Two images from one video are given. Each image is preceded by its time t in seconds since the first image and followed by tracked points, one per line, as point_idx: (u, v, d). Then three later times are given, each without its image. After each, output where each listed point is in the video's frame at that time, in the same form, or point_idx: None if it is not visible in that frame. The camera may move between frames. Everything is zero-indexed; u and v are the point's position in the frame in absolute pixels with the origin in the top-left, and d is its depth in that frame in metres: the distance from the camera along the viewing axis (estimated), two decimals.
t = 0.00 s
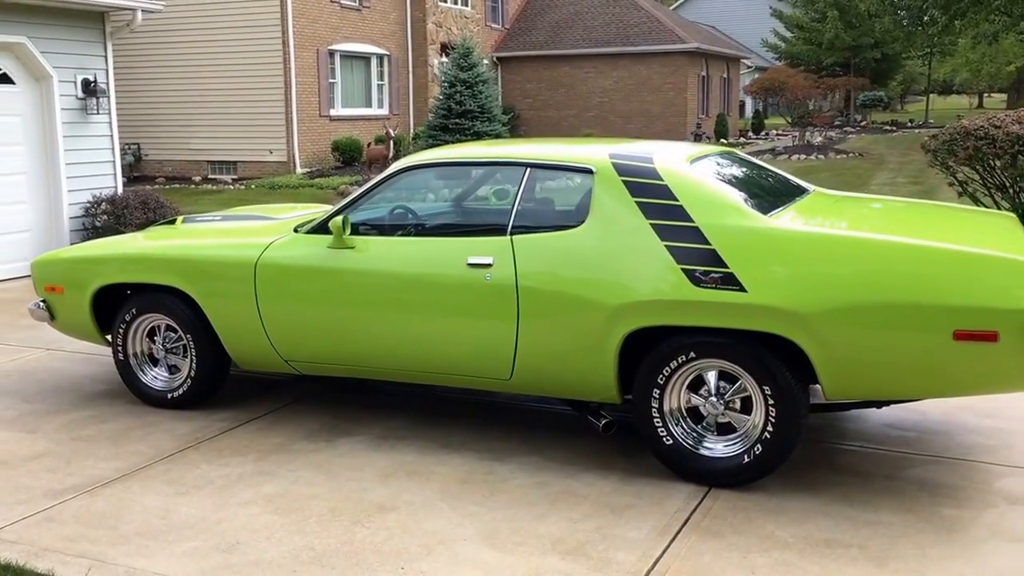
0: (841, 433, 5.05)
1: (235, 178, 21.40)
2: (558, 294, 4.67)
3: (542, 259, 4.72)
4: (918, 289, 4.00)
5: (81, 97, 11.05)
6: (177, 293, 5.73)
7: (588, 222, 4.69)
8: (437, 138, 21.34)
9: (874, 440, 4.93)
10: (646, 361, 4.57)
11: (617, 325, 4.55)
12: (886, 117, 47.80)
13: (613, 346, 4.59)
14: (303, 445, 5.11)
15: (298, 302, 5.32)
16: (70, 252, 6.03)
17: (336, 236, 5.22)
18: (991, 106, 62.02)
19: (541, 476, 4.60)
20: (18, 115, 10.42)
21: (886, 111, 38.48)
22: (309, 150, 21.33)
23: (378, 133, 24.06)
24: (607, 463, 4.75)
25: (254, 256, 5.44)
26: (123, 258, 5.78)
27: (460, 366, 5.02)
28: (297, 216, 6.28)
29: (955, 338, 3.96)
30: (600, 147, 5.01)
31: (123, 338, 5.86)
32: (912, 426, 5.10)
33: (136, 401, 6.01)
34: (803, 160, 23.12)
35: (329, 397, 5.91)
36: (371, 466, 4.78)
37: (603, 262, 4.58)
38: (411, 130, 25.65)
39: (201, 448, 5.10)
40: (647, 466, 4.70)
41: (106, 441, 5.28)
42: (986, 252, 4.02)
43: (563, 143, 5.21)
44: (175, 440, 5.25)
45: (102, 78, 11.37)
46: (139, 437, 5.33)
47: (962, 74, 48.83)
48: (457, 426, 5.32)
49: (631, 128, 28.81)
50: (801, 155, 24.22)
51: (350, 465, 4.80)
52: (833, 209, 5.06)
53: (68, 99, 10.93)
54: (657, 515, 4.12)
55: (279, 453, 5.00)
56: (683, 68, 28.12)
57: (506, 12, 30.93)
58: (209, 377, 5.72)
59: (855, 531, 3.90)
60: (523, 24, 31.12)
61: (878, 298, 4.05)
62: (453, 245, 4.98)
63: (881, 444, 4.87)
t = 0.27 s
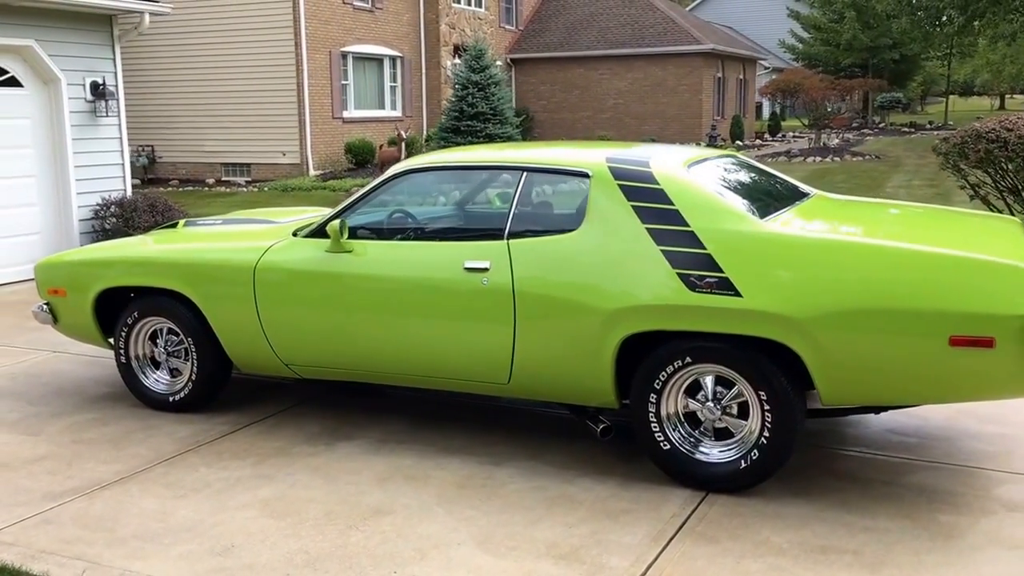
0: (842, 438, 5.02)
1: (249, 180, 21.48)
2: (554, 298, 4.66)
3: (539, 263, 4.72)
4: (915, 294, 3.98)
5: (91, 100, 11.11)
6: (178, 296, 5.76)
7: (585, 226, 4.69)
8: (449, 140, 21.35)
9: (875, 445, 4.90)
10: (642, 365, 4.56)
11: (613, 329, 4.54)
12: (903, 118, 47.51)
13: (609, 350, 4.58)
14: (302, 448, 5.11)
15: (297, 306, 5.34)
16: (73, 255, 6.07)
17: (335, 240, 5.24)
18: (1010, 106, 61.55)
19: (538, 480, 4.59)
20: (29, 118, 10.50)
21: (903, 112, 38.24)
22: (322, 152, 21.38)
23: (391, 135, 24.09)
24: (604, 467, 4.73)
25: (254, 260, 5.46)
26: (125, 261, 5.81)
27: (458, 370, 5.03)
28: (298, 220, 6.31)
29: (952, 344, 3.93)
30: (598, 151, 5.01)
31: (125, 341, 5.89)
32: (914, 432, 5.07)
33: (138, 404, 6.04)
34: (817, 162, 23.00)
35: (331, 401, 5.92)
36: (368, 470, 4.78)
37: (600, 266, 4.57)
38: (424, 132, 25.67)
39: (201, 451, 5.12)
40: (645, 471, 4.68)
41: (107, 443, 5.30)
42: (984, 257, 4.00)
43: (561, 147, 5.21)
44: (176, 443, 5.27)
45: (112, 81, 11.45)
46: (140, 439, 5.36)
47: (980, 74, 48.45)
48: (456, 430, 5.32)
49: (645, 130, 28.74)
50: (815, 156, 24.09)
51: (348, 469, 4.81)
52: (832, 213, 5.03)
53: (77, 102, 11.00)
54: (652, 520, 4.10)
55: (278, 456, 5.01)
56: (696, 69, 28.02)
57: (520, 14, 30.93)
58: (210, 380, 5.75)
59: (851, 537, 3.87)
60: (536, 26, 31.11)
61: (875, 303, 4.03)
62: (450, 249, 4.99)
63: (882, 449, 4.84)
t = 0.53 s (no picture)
0: (844, 446, 4.94)
1: (261, 181, 21.48)
2: (551, 302, 4.60)
3: (535, 266, 4.66)
4: (914, 299, 3.90)
5: (99, 101, 11.12)
6: (176, 299, 5.73)
7: (582, 229, 4.63)
8: (460, 142, 21.31)
9: (878, 453, 4.81)
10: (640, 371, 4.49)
11: (610, 334, 4.47)
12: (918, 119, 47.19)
13: (606, 355, 4.52)
14: (298, 453, 5.07)
15: (294, 309, 5.30)
16: (72, 257, 6.05)
17: (331, 242, 5.20)
18: None
19: (534, 487, 4.53)
20: (38, 119, 10.51)
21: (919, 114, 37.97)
22: (334, 153, 21.37)
23: (403, 136, 24.06)
24: (601, 475, 4.67)
25: (251, 262, 5.42)
26: (122, 262, 5.78)
27: (454, 374, 4.97)
28: (298, 221, 6.27)
29: (953, 350, 3.85)
30: (596, 153, 4.95)
31: (124, 344, 5.87)
32: (918, 440, 4.98)
33: (137, 407, 6.02)
34: (830, 164, 22.83)
35: (329, 404, 5.88)
36: (363, 475, 4.74)
37: (596, 270, 4.51)
38: (436, 133, 25.63)
39: (197, 455, 5.09)
40: (643, 478, 4.62)
41: (104, 447, 5.27)
42: (985, 261, 3.92)
43: (559, 148, 5.15)
44: (172, 447, 5.24)
45: (120, 82, 11.45)
46: (136, 443, 5.33)
47: (997, 76, 48.06)
48: (454, 435, 5.26)
49: (657, 131, 28.63)
50: (828, 158, 23.93)
51: (343, 474, 4.76)
52: (835, 215, 4.95)
53: (86, 103, 11.01)
54: (648, 529, 4.04)
55: (273, 461, 4.97)
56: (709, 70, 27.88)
57: (532, 15, 30.87)
58: (207, 384, 5.72)
59: (850, 548, 3.79)
60: (549, 27, 31.03)
61: (873, 309, 3.95)
62: (447, 252, 4.94)
63: (885, 458, 4.76)
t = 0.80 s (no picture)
0: (845, 454, 4.85)
1: (271, 182, 21.48)
2: (546, 306, 4.54)
3: (531, 270, 4.60)
4: (914, 305, 3.82)
5: (105, 101, 11.10)
6: (172, 300, 5.68)
7: (578, 232, 4.56)
8: (468, 143, 21.27)
9: (880, 461, 4.73)
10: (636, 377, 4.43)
11: (606, 339, 4.40)
12: (932, 121, 46.91)
13: (601, 360, 4.45)
14: (292, 458, 5.02)
15: (289, 312, 5.25)
16: (69, 258, 6.02)
17: (325, 245, 5.14)
18: None
19: (529, 495, 4.46)
20: (44, 119, 10.50)
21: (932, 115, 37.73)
22: (343, 154, 21.34)
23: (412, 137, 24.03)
24: (597, 482, 4.60)
25: (246, 264, 5.37)
26: (118, 264, 5.75)
27: (449, 379, 4.91)
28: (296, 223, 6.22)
29: (954, 357, 3.76)
30: (594, 154, 4.88)
31: (120, 346, 5.83)
32: (920, 448, 4.89)
33: (133, 409, 5.98)
34: (841, 166, 22.68)
35: (326, 408, 5.82)
36: (357, 481, 4.68)
37: (592, 274, 4.44)
38: (446, 134, 25.59)
39: (190, 459, 5.04)
40: (639, 486, 4.55)
41: (97, 450, 5.23)
42: (987, 266, 3.83)
43: (557, 150, 5.08)
44: (166, 450, 5.19)
45: (126, 82, 11.43)
46: (130, 447, 5.28)
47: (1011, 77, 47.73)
48: (449, 441, 5.20)
49: (668, 132, 28.52)
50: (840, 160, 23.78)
51: (336, 480, 4.71)
52: (838, 218, 4.86)
53: (91, 104, 10.99)
54: (642, 538, 3.97)
55: (267, 466, 4.92)
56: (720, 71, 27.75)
57: (543, 15, 30.80)
58: (202, 387, 5.67)
59: (848, 560, 3.71)
60: (560, 28, 30.95)
61: (873, 315, 3.87)
62: (442, 255, 4.88)
63: (886, 466, 4.67)
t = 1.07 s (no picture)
0: (848, 462, 4.76)
1: (282, 183, 21.46)
2: (543, 310, 4.46)
3: (527, 273, 4.52)
4: (918, 311, 3.72)
5: (111, 101, 11.08)
6: (168, 302, 5.63)
7: (575, 235, 4.48)
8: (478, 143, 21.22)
9: (884, 470, 4.63)
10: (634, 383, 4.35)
11: (602, 344, 4.33)
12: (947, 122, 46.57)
13: (598, 366, 4.37)
14: (286, 463, 4.96)
15: (284, 314, 5.19)
16: (65, 259, 5.98)
17: (321, 247, 5.07)
18: None
19: (523, 502, 4.39)
20: (50, 119, 10.49)
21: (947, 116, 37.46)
22: (353, 154, 21.31)
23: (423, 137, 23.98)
24: (594, 490, 4.52)
25: (241, 265, 5.32)
26: (115, 265, 5.70)
27: (445, 383, 4.84)
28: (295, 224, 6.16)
29: (959, 365, 3.67)
30: (593, 155, 4.79)
31: (116, 348, 5.78)
32: (925, 456, 4.80)
33: (129, 412, 5.93)
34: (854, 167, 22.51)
35: (323, 412, 5.76)
36: (351, 487, 4.61)
37: (589, 277, 4.36)
38: (457, 135, 25.53)
39: (184, 464, 4.98)
40: (637, 494, 4.46)
41: (92, 454, 5.19)
42: (993, 271, 3.73)
43: (556, 150, 5.00)
44: (160, 454, 5.14)
45: (132, 82, 11.41)
46: (124, 450, 5.23)
47: None
48: (446, 446, 5.13)
49: (680, 133, 28.39)
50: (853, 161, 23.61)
51: (329, 486, 4.64)
52: (841, 220, 4.77)
53: (97, 104, 10.97)
54: (637, 549, 3.88)
55: (260, 471, 4.86)
56: (732, 71, 27.59)
57: (554, 16, 30.71)
58: (198, 390, 5.62)
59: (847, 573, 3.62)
60: (572, 28, 30.86)
61: (876, 321, 3.77)
62: (438, 258, 4.81)
63: (890, 474, 4.58)
